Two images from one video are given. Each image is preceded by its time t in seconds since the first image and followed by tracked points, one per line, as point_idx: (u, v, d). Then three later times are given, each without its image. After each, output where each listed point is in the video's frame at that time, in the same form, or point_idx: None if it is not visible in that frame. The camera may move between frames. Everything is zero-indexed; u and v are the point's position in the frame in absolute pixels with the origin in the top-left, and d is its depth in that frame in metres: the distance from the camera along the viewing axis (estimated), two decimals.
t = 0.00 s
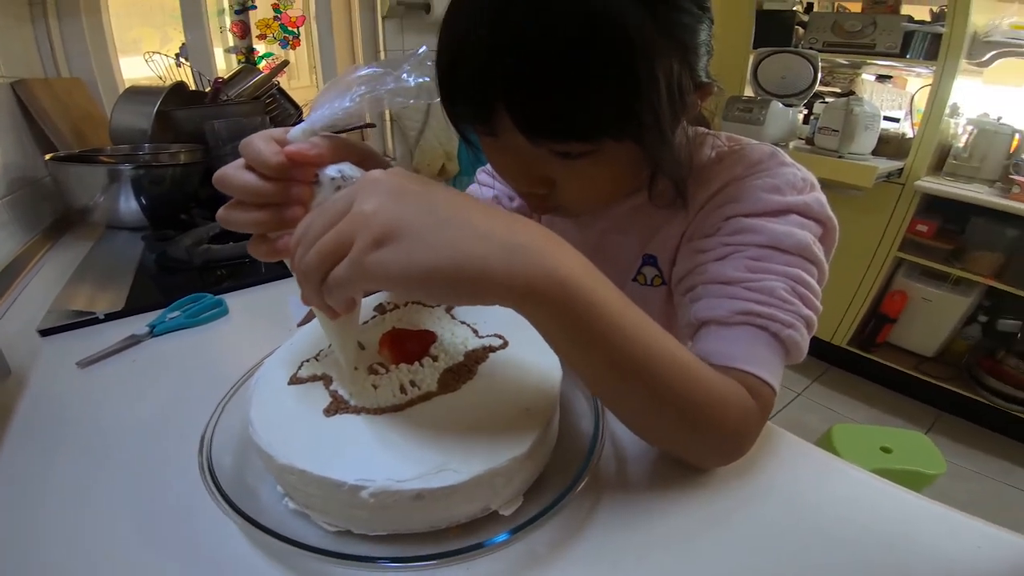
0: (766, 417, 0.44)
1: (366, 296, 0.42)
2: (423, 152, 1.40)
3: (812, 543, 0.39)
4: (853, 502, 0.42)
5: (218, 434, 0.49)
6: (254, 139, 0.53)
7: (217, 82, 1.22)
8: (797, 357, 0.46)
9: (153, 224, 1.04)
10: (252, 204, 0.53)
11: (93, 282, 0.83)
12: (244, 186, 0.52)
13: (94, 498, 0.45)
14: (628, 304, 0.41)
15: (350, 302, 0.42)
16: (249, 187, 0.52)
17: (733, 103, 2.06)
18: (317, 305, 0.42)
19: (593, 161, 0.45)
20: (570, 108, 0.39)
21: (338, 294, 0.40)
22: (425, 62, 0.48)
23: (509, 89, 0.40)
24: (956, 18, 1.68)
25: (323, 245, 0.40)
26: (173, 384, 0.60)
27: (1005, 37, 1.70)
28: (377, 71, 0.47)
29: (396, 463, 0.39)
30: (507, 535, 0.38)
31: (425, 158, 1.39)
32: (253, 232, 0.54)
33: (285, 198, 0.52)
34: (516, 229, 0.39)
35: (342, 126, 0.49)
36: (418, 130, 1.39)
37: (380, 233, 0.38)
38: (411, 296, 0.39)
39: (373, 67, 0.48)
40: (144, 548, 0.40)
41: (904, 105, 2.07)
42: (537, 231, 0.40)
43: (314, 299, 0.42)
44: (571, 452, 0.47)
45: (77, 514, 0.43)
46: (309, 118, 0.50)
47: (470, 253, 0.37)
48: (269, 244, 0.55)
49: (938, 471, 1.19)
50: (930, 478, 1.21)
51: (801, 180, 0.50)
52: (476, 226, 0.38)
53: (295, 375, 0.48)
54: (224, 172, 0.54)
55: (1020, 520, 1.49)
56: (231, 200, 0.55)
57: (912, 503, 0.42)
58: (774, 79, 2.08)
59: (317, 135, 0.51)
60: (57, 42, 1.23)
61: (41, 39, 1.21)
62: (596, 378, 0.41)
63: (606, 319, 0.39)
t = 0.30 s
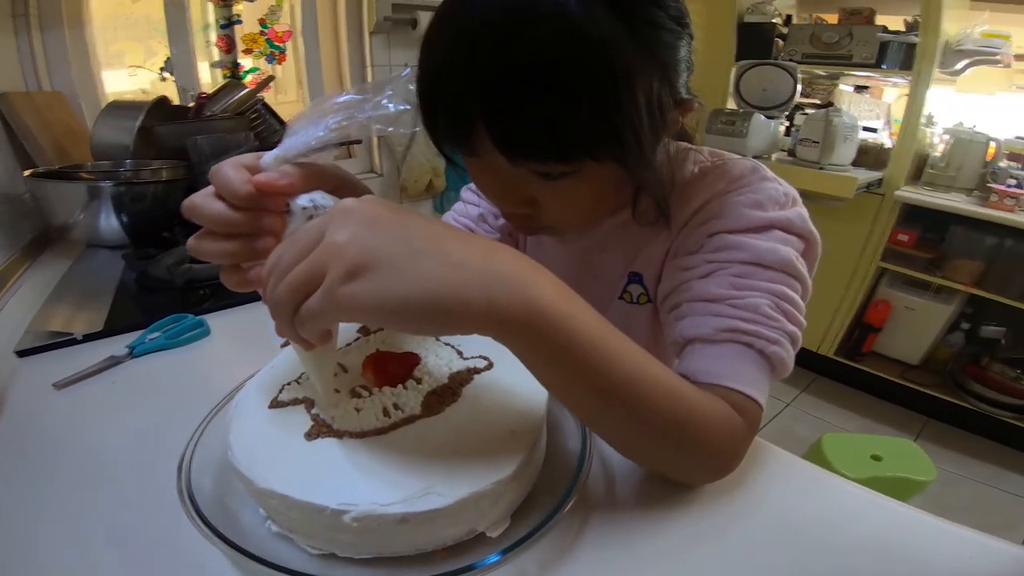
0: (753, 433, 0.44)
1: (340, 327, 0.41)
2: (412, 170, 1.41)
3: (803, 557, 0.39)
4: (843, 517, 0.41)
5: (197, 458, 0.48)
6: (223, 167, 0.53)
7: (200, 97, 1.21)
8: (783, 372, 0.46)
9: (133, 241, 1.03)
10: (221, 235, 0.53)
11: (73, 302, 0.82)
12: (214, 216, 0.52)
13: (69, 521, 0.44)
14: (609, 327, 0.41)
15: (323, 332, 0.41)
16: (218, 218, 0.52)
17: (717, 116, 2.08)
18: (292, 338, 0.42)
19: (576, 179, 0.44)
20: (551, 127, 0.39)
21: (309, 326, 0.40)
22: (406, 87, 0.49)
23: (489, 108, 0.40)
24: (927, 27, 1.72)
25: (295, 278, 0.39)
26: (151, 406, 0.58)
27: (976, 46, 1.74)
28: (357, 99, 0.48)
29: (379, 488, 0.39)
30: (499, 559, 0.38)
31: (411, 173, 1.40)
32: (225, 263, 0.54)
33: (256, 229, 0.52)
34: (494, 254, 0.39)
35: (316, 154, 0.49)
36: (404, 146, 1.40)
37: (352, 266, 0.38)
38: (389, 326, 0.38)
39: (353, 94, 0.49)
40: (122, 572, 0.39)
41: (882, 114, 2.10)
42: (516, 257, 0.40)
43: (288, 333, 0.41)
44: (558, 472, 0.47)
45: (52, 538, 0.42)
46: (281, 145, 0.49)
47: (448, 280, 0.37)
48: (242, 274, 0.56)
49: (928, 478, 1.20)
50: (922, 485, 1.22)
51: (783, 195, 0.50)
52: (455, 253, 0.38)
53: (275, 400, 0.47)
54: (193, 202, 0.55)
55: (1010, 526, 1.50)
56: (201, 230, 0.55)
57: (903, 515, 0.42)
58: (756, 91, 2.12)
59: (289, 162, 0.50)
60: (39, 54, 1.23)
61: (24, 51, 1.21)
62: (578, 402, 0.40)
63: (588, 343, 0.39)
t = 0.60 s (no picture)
0: (751, 435, 0.44)
1: (334, 333, 0.41)
2: (404, 172, 1.41)
3: (805, 559, 0.38)
4: (842, 518, 0.41)
5: (190, 464, 0.47)
6: (213, 170, 0.52)
7: (191, 99, 1.20)
8: (780, 374, 0.45)
9: (123, 245, 1.01)
10: (212, 240, 0.53)
11: (62, 307, 0.80)
12: (204, 221, 0.52)
13: (59, 530, 0.43)
14: (607, 330, 0.41)
15: (318, 340, 0.41)
16: (209, 223, 0.52)
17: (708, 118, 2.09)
18: (286, 345, 0.41)
19: (571, 182, 0.44)
20: (546, 128, 0.39)
21: (304, 333, 0.39)
22: (401, 92, 0.48)
23: (483, 111, 0.40)
24: (916, 29, 1.73)
25: (288, 284, 0.39)
26: (142, 412, 0.57)
27: (964, 48, 1.76)
28: (351, 103, 0.47)
29: (376, 494, 0.38)
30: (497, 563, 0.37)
31: (405, 176, 1.41)
32: (216, 269, 0.54)
33: (247, 233, 0.52)
34: (490, 258, 0.38)
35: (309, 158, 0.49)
36: (398, 150, 1.40)
37: (348, 270, 0.37)
38: (385, 331, 0.38)
39: (347, 98, 0.48)
40: None
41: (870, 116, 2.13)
42: (513, 260, 0.39)
43: (281, 339, 0.41)
44: (556, 476, 0.46)
45: (41, 547, 0.41)
46: (274, 149, 0.49)
47: (443, 282, 0.37)
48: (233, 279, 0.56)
49: (921, 477, 1.20)
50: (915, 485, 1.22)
51: (778, 196, 0.50)
52: (451, 257, 0.37)
53: (269, 405, 0.47)
54: (180, 206, 0.54)
55: (1003, 524, 1.51)
56: (190, 235, 0.55)
57: (903, 516, 0.42)
58: (746, 93, 2.13)
59: (281, 167, 0.49)
60: (27, 56, 1.21)
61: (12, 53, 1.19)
62: (575, 406, 0.40)
63: (585, 347, 0.38)
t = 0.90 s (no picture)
0: (750, 435, 0.44)
1: (336, 326, 0.41)
2: (402, 172, 1.41)
3: (803, 560, 0.38)
4: (841, 519, 0.41)
5: (188, 465, 0.47)
6: (218, 161, 0.52)
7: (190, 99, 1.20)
8: (778, 375, 0.45)
9: (121, 245, 1.01)
10: (216, 229, 0.53)
11: (59, 307, 0.80)
12: (208, 210, 0.52)
13: (57, 531, 0.43)
14: (608, 329, 0.41)
15: (319, 331, 0.40)
16: (213, 212, 0.51)
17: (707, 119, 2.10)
18: (287, 335, 0.41)
19: (571, 183, 0.44)
20: (545, 128, 0.39)
21: (305, 324, 0.39)
22: (401, 83, 0.49)
23: (482, 111, 0.40)
24: (916, 30, 1.74)
25: (291, 276, 0.39)
26: (140, 412, 0.57)
27: (963, 49, 1.76)
28: (351, 92, 0.47)
29: (375, 494, 0.38)
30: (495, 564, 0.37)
31: (405, 176, 1.41)
32: (219, 258, 0.54)
33: (251, 223, 0.51)
34: (491, 256, 0.38)
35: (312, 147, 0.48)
36: (397, 149, 1.40)
37: (352, 262, 0.37)
38: (386, 327, 0.38)
39: (347, 88, 0.48)
40: None
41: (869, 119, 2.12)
42: (514, 258, 0.39)
43: (283, 330, 0.41)
44: (555, 477, 0.46)
45: (39, 548, 0.41)
46: (277, 138, 0.48)
47: (444, 281, 0.36)
48: (234, 271, 0.55)
49: (919, 478, 1.20)
50: (913, 486, 1.22)
51: (778, 198, 0.50)
52: (451, 258, 0.37)
53: (268, 405, 0.47)
54: (185, 196, 0.54)
55: (1000, 525, 1.51)
56: (194, 225, 0.55)
57: (902, 516, 0.42)
58: (746, 94, 2.13)
59: (284, 157, 0.49)
60: (26, 55, 1.21)
61: (10, 53, 1.19)
62: (575, 404, 0.40)
63: (585, 347, 0.38)
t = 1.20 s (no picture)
0: (750, 436, 0.44)
1: (337, 330, 0.40)
2: (403, 172, 1.41)
3: (802, 561, 0.38)
4: (840, 520, 0.41)
5: (187, 465, 0.47)
6: (217, 168, 0.52)
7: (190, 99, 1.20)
8: (778, 376, 0.45)
9: (120, 244, 1.01)
10: (217, 238, 0.52)
11: (59, 306, 0.80)
12: (208, 219, 0.52)
13: (55, 530, 0.43)
14: (608, 330, 0.41)
15: (320, 337, 0.40)
16: (214, 221, 0.51)
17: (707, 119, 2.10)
18: (288, 341, 0.41)
19: (571, 184, 0.44)
20: (546, 128, 0.39)
21: (307, 330, 0.39)
22: (399, 85, 0.49)
23: (483, 112, 0.40)
24: (916, 30, 1.74)
25: (293, 280, 0.38)
26: (139, 412, 0.57)
27: (963, 50, 1.75)
28: (350, 97, 0.47)
29: (374, 494, 0.38)
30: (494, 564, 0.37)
31: (405, 177, 1.41)
32: (220, 267, 0.53)
33: (252, 232, 0.51)
34: (491, 257, 0.38)
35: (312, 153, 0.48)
36: (397, 150, 1.40)
37: (353, 265, 0.37)
38: (387, 328, 0.38)
39: (345, 92, 0.48)
40: None
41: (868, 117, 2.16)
42: (514, 258, 0.39)
43: (285, 335, 0.40)
44: (555, 478, 0.46)
45: (37, 547, 0.41)
46: (276, 145, 0.48)
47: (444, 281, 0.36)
48: (236, 278, 0.55)
49: (919, 479, 1.20)
50: (913, 487, 1.22)
51: (779, 199, 0.50)
52: (451, 260, 0.37)
53: (267, 405, 0.47)
54: (184, 205, 0.54)
55: (999, 526, 1.51)
56: (194, 233, 0.55)
57: (901, 517, 0.42)
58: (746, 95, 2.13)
59: (284, 163, 0.49)
60: (26, 55, 1.21)
61: (11, 52, 1.19)
62: (575, 405, 0.40)
63: (585, 347, 0.38)
